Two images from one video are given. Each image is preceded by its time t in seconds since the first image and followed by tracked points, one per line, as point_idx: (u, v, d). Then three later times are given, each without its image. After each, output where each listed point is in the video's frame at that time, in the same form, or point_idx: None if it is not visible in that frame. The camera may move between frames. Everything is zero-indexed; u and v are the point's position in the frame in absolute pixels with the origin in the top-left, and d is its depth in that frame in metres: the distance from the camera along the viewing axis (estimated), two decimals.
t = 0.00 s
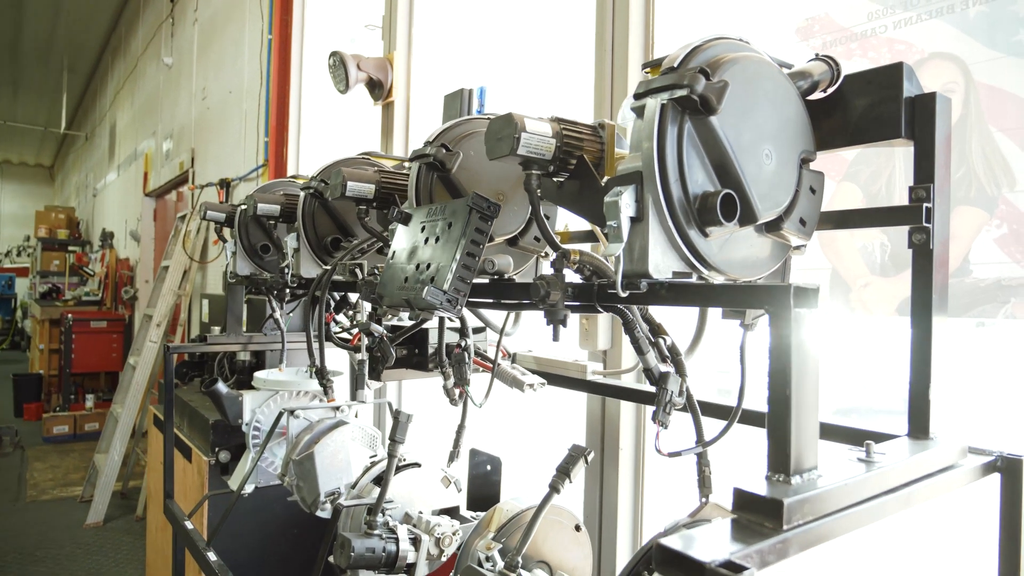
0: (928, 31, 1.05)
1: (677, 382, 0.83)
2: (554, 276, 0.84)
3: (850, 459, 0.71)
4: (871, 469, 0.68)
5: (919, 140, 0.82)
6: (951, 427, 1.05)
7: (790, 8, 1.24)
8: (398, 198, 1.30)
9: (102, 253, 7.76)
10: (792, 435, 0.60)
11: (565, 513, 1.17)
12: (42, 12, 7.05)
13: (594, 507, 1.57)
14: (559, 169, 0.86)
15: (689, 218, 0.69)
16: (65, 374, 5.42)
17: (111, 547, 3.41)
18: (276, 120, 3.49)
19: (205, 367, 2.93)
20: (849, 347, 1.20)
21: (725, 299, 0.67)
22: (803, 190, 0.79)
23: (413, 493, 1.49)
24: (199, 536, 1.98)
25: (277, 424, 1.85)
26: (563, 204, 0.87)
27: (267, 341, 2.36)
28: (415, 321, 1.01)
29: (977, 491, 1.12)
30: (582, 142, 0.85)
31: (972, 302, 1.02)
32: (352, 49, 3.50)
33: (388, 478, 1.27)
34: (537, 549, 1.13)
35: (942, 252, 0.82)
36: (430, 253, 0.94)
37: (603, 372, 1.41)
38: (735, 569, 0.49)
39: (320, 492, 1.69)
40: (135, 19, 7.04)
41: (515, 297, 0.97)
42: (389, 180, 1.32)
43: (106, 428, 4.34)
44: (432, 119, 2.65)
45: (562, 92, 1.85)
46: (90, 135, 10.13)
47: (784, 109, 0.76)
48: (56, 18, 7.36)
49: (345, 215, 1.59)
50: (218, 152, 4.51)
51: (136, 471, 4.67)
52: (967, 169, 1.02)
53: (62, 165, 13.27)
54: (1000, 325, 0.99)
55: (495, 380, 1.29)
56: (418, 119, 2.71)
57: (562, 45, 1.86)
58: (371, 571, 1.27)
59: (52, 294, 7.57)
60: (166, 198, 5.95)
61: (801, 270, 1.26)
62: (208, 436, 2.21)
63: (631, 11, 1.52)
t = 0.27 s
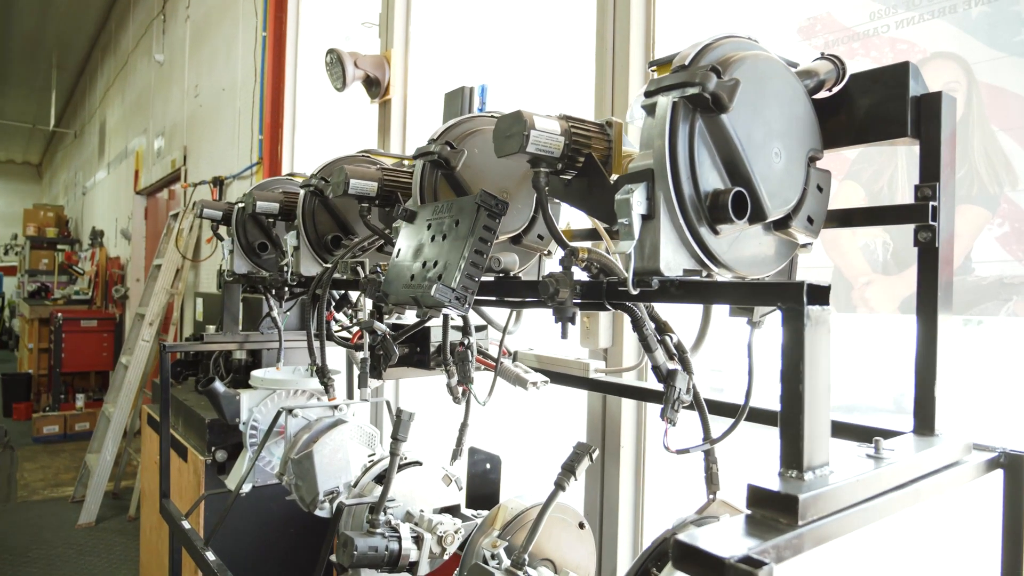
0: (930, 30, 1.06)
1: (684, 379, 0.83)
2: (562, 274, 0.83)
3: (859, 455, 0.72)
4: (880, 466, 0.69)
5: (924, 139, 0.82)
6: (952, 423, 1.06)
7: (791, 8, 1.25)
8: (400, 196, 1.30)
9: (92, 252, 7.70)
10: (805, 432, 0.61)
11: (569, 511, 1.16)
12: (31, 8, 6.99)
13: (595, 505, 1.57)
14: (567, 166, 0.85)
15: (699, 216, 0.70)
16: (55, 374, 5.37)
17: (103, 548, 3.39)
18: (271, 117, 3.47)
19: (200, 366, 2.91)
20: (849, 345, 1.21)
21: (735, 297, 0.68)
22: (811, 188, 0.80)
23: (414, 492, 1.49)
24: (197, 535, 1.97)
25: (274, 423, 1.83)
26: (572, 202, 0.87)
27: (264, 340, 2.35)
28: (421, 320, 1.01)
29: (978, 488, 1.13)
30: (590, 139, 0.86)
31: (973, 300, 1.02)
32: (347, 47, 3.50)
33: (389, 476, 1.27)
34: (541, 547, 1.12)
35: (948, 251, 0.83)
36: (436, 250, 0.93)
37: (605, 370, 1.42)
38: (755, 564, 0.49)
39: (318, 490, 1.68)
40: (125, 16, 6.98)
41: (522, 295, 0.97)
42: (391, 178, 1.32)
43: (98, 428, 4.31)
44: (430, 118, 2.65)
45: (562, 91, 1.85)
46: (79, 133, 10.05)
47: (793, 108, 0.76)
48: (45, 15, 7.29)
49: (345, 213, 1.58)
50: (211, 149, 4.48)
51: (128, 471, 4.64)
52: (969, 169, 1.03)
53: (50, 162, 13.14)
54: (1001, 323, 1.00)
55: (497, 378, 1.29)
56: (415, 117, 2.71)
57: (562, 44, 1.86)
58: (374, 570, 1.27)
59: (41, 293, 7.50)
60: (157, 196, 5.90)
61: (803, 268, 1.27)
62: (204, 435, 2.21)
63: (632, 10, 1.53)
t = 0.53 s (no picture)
0: (931, 30, 1.07)
1: (692, 376, 0.83)
2: (570, 271, 0.83)
3: (868, 450, 0.73)
4: (888, 461, 0.69)
5: (930, 136, 0.83)
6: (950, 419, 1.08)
7: (793, 7, 1.25)
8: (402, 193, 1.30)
9: (80, 250, 7.63)
10: (817, 427, 0.61)
11: (572, 508, 1.16)
12: (18, 4, 6.91)
13: (595, 502, 1.57)
14: (574, 163, 0.85)
15: (710, 212, 0.70)
16: (43, 374, 5.31)
17: (94, 548, 3.36)
18: (265, 115, 3.45)
19: (193, 364, 2.90)
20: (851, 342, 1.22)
21: (744, 292, 0.68)
22: (818, 186, 0.80)
23: (415, 490, 1.49)
24: (193, 535, 1.96)
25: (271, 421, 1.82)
26: (580, 198, 0.88)
27: (260, 338, 2.33)
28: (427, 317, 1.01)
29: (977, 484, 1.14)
30: (598, 136, 0.86)
31: (975, 297, 1.03)
32: (341, 44, 3.49)
33: (392, 473, 1.27)
34: (546, 546, 1.12)
35: (952, 248, 0.84)
36: (443, 247, 0.93)
37: (607, 368, 1.42)
38: (774, 558, 0.49)
39: (317, 489, 1.68)
40: (114, 12, 6.91)
41: (528, 291, 0.97)
42: (393, 175, 1.31)
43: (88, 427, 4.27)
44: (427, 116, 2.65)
45: (562, 89, 1.85)
46: (66, 130, 9.96)
47: (801, 105, 0.77)
48: (32, 11, 7.22)
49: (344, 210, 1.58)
50: (203, 147, 4.45)
51: (118, 472, 4.60)
52: (970, 167, 1.04)
53: (36, 159, 13.01)
54: (1001, 320, 1.01)
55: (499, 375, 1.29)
56: (410, 115, 2.70)
57: (561, 42, 1.86)
58: (376, 568, 1.26)
59: (29, 292, 7.43)
60: (147, 194, 5.84)
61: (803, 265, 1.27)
62: (199, 434, 2.21)
63: (632, 9, 1.53)
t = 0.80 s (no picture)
0: (930, 30, 1.08)
1: (696, 372, 0.83)
2: (576, 268, 0.84)
3: (872, 445, 0.74)
4: (893, 456, 0.70)
5: (931, 135, 0.84)
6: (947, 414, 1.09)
7: (792, 6, 1.26)
8: (402, 190, 1.29)
9: (66, 249, 7.55)
10: (825, 423, 0.62)
11: (574, 505, 1.16)
12: None
13: (593, 500, 1.58)
14: (579, 161, 0.85)
15: (717, 210, 0.70)
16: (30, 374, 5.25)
17: (84, 550, 3.33)
18: (257, 112, 3.43)
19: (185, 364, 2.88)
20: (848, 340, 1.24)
21: (751, 289, 0.69)
22: (822, 184, 0.81)
23: (414, 489, 1.49)
24: (188, 535, 1.94)
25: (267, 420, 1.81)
26: (585, 196, 0.88)
27: (255, 337, 2.32)
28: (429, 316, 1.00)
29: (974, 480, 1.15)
30: (603, 133, 0.86)
31: (973, 295, 1.04)
32: (334, 41, 3.48)
33: (392, 472, 1.27)
34: (548, 544, 1.11)
35: (953, 245, 0.84)
36: (447, 244, 0.93)
37: (606, 366, 1.43)
38: (788, 552, 0.49)
39: (313, 489, 1.67)
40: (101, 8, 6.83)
41: (532, 289, 0.97)
42: (393, 173, 1.30)
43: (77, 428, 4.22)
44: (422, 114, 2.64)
45: (558, 88, 1.85)
46: (51, 127, 9.85)
47: (806, 104, 0.77)
48: (17, 7, 7.13)
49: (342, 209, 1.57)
50: (193, 145, 4.42)
51: (107, 472, 4.56)
52: (969, 165, 1.05)
53: (20, 157, 12.86)
54: (998, 317, 1.02)
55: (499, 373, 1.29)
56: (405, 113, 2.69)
57: (558, 40, 1.86)
58: (376, 567, 1.26)
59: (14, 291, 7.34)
60: (135, 192, 5.79)
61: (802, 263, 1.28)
62: (192, 434, 2.20)
63: (631, 8, 1.53)
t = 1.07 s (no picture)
0: (922, 29, 1.09)
1: (695, 370, 0.84)
2: (576, 266, 0.84)
3: (872, 441, 0.75)
4: (893, 451, 0.71)
5: (927, 135, 0.85)
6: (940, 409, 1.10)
7: (785, 6, 1.27)
8: (396, 188, 1.27)
9: (46, 247, 7.43)
10: (828, 419, 0.62)
11: (570, 503, 1.16)
12: None
13: (586, 498, 1.58)
14: (579, 158, 0.85)
15: (719, 207, 0.70)
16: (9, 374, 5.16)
17: (66, 553, 3.28)
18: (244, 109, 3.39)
19: (171, 363, 2.84)
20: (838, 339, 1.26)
21: (754, 285, 0.69)
22: (820, 182, 0.81)
23: (408, 488, 1.48)
24: (176, 536, 1.92)
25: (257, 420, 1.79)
26: (583, 193, 0.89)
27: (244, 336, 2.30)
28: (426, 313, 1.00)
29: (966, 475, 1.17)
30: (603, 130, 0.86)
31: (966, 292, 1.05)
32: (322, 37, 3.45)
33: (387, 471, 1.26)
34: (545, 543, 1.11)
35: (948, 243, 0.85)
36: (445, 242, 0.92)
37: (601, 364, 1.43)
38: (796, 548, 0.49)
39: (304, 488, 1.66)
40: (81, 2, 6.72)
41: (530, 287, 0.97)
42: (387, 169, 1.29)
43: (58, 429, 4.15)
44: (412, 112, 2.63)
45: (550, 85, 1.85)
46: (30, 123, 9.68)
47: (804, 102, 0.78)
48: None
49: (335, 206, 1.55)
50: (177, 141, 4.36)
51: (89, 473, 4.49)
52: (961, 164, 1.06)
53: None
54: (989, 314, 1.03)
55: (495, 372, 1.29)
56: (394, 111, 2.67)
57: (550, 38, 1.85)
58: (371, 567, 1.24)
59: None
60: (117, 189, 5.70)
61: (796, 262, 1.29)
62: (180, 434, 2.17)
63: (624, 6, 1.53)
